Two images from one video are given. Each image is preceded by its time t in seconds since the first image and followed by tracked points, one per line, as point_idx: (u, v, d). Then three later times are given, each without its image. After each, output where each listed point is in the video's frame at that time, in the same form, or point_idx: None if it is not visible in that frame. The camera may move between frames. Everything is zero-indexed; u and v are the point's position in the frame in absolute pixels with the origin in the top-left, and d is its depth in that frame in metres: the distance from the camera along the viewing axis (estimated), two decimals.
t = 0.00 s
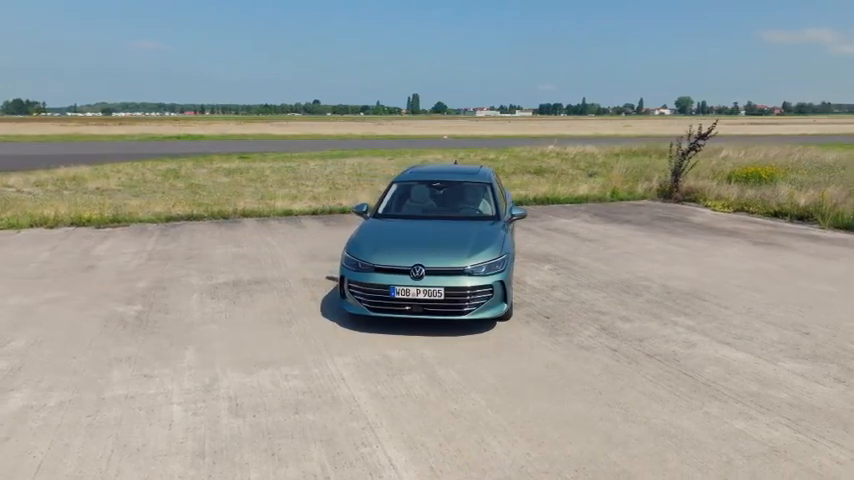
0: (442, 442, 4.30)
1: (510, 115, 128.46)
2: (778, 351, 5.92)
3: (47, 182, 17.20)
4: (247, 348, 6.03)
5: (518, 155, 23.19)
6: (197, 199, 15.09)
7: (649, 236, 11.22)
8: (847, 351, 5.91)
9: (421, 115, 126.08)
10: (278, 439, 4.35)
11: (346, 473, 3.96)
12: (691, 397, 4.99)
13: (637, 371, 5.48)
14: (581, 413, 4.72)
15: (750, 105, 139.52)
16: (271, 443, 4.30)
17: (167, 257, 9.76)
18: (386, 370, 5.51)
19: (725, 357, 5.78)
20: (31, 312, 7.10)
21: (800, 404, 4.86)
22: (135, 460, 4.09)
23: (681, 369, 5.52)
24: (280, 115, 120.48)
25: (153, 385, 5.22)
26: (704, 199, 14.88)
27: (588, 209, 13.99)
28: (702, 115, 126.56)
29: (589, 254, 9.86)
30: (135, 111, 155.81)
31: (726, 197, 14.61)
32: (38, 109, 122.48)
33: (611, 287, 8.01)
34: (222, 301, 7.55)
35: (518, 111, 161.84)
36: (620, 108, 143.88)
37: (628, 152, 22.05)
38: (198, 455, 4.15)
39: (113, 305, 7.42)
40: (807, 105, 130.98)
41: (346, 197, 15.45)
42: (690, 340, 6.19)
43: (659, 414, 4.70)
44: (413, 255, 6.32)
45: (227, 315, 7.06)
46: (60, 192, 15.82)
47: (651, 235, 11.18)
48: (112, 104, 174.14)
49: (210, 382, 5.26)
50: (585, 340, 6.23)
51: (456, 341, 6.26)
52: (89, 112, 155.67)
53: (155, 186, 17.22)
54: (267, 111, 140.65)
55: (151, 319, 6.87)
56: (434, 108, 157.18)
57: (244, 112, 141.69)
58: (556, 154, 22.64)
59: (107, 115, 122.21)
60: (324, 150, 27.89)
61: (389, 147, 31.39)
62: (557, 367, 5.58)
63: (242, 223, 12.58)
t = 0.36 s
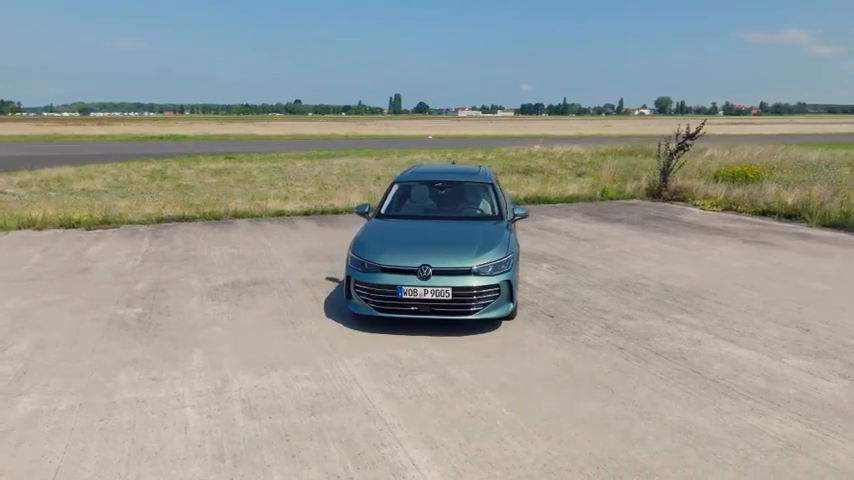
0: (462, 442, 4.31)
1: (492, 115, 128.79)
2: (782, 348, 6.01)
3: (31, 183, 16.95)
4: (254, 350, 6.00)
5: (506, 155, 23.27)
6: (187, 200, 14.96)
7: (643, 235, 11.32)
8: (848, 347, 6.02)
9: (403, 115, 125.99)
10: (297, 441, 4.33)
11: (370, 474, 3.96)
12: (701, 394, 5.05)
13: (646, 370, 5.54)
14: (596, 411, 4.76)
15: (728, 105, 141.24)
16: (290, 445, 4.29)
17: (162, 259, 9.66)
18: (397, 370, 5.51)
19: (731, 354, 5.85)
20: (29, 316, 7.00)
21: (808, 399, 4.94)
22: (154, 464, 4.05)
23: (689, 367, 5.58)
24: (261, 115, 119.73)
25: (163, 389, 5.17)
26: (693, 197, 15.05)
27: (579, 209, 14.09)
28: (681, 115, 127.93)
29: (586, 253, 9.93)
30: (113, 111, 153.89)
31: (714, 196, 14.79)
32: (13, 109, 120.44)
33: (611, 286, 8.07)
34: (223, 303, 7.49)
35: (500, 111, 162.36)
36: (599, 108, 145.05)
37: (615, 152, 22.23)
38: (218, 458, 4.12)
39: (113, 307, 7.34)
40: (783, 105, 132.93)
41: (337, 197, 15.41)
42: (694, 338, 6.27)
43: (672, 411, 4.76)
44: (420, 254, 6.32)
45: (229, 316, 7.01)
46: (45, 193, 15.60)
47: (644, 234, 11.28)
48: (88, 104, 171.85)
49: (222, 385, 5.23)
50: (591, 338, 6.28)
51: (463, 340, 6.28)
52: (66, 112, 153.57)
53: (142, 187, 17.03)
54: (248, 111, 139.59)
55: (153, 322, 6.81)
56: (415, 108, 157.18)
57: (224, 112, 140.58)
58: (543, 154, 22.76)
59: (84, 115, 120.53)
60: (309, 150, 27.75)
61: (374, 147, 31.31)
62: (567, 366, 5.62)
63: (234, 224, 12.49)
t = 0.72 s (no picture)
0: (481, 441, 4.32)
1: (474, 115, 129.04)
2: (784, 344, 6.11)
3: (15, 184, 16.69)
4: (262, 351, 5.96)
5: (493, 155, 23.35)
6: (177, 201, 14.83)
7: (636, 233, 11.43)
8: (848, 342, 6.13)
9: (385, 115, 125.79)
10: (316, 442, 4.31)
11: (392, 473, 3.96)
12: (711, 391, 5.12)
13: (654, 367, 5.60)
14: (610, 409, 4.81)
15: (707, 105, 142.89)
16: (309, 446, 4.27)
17: (157, 260, 9.57)
18: (407, 370, 5.51)
19: (735, 351, 5.94)
20: (27, 318, 6.89)
21: (815, 394, 5.03)
22: (174, 467, 4.02)
23: (696, 364, 5.65)
24: (242, 115, 118.83)
25: (174, 391, 5.12)
26: (681, 197, 15.22)
27: (570, 208, 14.18)
28: (661, 115, 129.16)
29: (582, 252, 10.01)
30: (90, 111, 151.86)
31: (702, 195, 14.98)
32: None
33: (610, 285, 8.14)
34: (225, 304, 7.43)
35: (481, 111, 162.73)
36: (580, 108, 146.03)
37: (601, 152, 22.40)
38: (238, 460, 4.10)
39: (113, 309, 7.25)
40: (760, 105, 134.84)
41: (328, 198, 15.36)
42: (698, 335, 6.35)
43: (685, 408, 4.82)
44: (426, 254, 6.34)
45: (232, 317, 6.96)
46: (30, 194, 15.36)
47: (638, 233, 11.39)
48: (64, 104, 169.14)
49: (233, 386, 5.19)
50: (597, 337, 6.33)
51: (469, 340, 6.30)
52: (42, 111, 151.18)
53: (129, 188, 16.85)
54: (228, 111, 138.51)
55: (155, 323, 6.74)
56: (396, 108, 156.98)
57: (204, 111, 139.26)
58: (530, 154, 22.88)
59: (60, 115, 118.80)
60: (294, 150, 27.60)
61: (359, 147, 31.25)
62: (576, 365, 5.66)
63: (227, 225, 12.39)
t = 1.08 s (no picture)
0: (499, 439, 4.34)
1: (455, 115, 129.36)
2: (785, 340, 6.20)
3: None
4: (269, 352, 5.93)
5: (480, 154, 23.40)
6: (166, 201, 14.68)
7: (628, 232, 11.52)
8: (847, 338, 6.24)
9: (367, 115, 125.27)
10: (335, 442, 4.30)
11: (414, 471, 3.97)
12: (718, 387, 5.18)
13: (661, 364, 5.66)
14: (622, 406, 4.85)
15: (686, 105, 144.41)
16: (328, 446, 4.26)
17: (152, 261, 9.47)
18: (418, 369, 5.52)
19: (739, 347, 6.02)
20: (26, 321, 6.79)
21: (821, 388, 5.12)
22: (193, 470, 3.98)
23: (702, 360, 5.72)
24: (222, 115, 117.93)
25: (184, 393, 5.07)
26: (670, 196, 15.38)
27: (561, 207, 14.26)
28: (641, 115, 130.36)
29: (577, 250, 10.07)
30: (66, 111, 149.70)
31: (690, 194, 15.15)
32: None
33: (609, 283, 8.20)
34: (226, 305, 7.38)
35: (463, 111, 163.08)
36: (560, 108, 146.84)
37: (587, 151, 22.54)
38: (258, 462, 4.07)
39: (112, 311, 7.16)
40: (737, 105, 136.60)
41: (319, 198, 15.30)
42: (700, 331, 6.43)
43: (695, 404, 4.88)
44: (433, 254, 6.36)
45: (235, 318, 6.91)
46: (14, 195, 15.11)
47: (631, 232, 11.49)
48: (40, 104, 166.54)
49: (244, 387, 5.16)
50: (602, 334, 6.38)
51: (476, 339, 6.31)
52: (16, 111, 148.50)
53: (115, 189, 16.64)
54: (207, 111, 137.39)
55: (157, 325, 6.67)
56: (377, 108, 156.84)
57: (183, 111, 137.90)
58: (517, 154, 22.96)
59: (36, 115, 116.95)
60: (279, 150, 27.44)
61: (344, 147, 31.13)
62: (584, 362, 5.70)
63: (218, 226, 12.29)
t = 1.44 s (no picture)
0: (516, 437, 4.36)
1: (437, 115, 129.49)
2: (786, 336, 6.30)
3: None
4: (276, 352, 5.90)
5: (467, 154, 23.44)
6: (155, 202, 14.53)
7: (622, 230, 11.61)
8: (846, 333, 6.35)
9: (348, 115, 124.92)
10: (353, 442, 4.29)
11: (435, 470, 3.97)
12: (726, 382, 5.25)
13: (668, 360, 5.72)
14: (634, 402, 4.90)
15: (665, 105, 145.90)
16: (346, 445, 4.25)
17: (147, 262, 9.36)
18: (427, 368, 5.52)
19: (742, 343, 6.09)
20: (25, 323, 6.68)
21: (826, 383, 5.21)
22: (213, 472, 3.95)
23: (707, 356, 5.79)
24: (202, 115, 116.92)
25: (195, 394, 5.03)
26: (658, 195, 15.53)
27: (552, 206, 14.34)
28: (621, 115, 131.44)
29: (573, 249, 10.14)
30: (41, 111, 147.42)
31: (678, 193, 15.31)
32: None
33: (608, 280, 8.27)
34: (227, 306, 7.32)
35: (445, 110, 163.25)
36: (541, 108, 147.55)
37: (574, 151, 22.66)
38: (277, 462, 4.05)
39: (112, 313, 7.07)
40: (715, 106, 138.27)
41: (310, 198, 15.23)
42: (703, 328, 6.50)
43: (705, 399, 4.94)
44: (439, 253, 6.37)
45: (238, 319, 6.86)
46: None
47: (624, 230, 11.58)
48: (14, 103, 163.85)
49: (255, 388, 5.12)
50: (606, 332, 6.43)
51: (482, 338, 6.33)
52: None
53: (102, 190, 16.42)
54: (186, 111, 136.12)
55: (159, 326, 6.60)
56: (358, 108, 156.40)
57: (161, 111, 136.48)
58: (504, 153, 23.04)
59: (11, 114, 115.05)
60: (264, 150, 27.25)
61: (330, 147, 30.98)
62: (591, 360, 5.74)
63: (210, 226, 12.17)
